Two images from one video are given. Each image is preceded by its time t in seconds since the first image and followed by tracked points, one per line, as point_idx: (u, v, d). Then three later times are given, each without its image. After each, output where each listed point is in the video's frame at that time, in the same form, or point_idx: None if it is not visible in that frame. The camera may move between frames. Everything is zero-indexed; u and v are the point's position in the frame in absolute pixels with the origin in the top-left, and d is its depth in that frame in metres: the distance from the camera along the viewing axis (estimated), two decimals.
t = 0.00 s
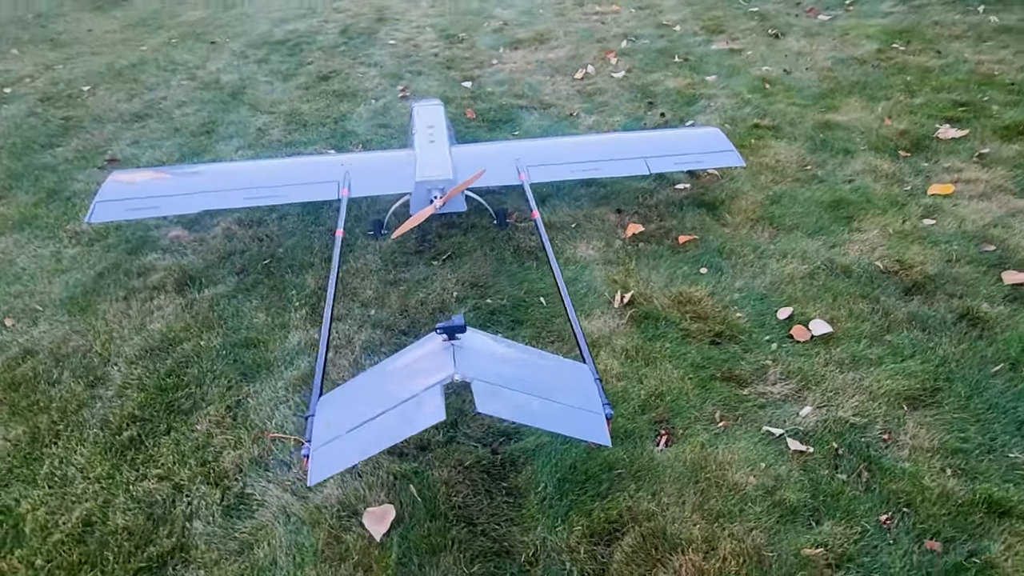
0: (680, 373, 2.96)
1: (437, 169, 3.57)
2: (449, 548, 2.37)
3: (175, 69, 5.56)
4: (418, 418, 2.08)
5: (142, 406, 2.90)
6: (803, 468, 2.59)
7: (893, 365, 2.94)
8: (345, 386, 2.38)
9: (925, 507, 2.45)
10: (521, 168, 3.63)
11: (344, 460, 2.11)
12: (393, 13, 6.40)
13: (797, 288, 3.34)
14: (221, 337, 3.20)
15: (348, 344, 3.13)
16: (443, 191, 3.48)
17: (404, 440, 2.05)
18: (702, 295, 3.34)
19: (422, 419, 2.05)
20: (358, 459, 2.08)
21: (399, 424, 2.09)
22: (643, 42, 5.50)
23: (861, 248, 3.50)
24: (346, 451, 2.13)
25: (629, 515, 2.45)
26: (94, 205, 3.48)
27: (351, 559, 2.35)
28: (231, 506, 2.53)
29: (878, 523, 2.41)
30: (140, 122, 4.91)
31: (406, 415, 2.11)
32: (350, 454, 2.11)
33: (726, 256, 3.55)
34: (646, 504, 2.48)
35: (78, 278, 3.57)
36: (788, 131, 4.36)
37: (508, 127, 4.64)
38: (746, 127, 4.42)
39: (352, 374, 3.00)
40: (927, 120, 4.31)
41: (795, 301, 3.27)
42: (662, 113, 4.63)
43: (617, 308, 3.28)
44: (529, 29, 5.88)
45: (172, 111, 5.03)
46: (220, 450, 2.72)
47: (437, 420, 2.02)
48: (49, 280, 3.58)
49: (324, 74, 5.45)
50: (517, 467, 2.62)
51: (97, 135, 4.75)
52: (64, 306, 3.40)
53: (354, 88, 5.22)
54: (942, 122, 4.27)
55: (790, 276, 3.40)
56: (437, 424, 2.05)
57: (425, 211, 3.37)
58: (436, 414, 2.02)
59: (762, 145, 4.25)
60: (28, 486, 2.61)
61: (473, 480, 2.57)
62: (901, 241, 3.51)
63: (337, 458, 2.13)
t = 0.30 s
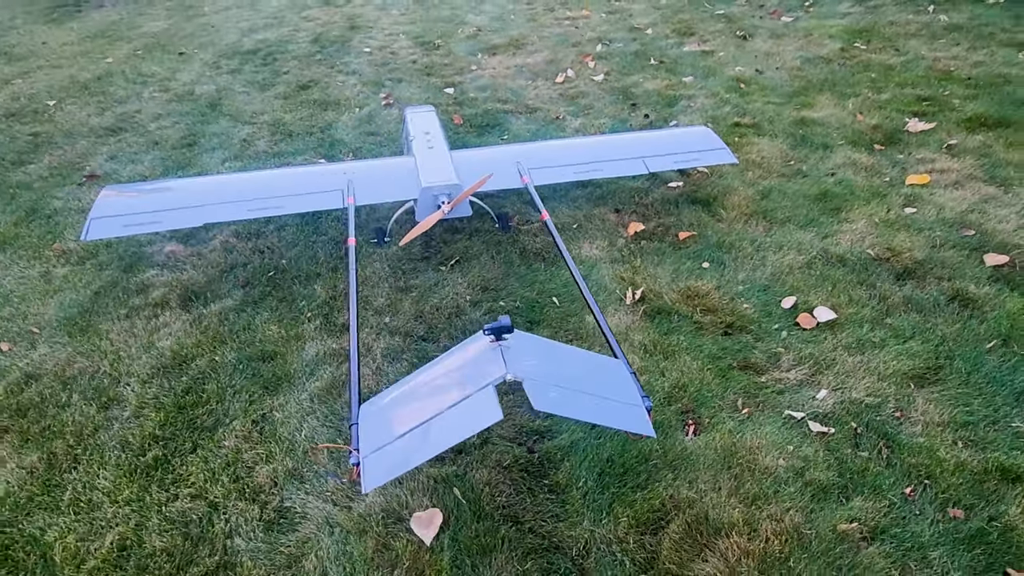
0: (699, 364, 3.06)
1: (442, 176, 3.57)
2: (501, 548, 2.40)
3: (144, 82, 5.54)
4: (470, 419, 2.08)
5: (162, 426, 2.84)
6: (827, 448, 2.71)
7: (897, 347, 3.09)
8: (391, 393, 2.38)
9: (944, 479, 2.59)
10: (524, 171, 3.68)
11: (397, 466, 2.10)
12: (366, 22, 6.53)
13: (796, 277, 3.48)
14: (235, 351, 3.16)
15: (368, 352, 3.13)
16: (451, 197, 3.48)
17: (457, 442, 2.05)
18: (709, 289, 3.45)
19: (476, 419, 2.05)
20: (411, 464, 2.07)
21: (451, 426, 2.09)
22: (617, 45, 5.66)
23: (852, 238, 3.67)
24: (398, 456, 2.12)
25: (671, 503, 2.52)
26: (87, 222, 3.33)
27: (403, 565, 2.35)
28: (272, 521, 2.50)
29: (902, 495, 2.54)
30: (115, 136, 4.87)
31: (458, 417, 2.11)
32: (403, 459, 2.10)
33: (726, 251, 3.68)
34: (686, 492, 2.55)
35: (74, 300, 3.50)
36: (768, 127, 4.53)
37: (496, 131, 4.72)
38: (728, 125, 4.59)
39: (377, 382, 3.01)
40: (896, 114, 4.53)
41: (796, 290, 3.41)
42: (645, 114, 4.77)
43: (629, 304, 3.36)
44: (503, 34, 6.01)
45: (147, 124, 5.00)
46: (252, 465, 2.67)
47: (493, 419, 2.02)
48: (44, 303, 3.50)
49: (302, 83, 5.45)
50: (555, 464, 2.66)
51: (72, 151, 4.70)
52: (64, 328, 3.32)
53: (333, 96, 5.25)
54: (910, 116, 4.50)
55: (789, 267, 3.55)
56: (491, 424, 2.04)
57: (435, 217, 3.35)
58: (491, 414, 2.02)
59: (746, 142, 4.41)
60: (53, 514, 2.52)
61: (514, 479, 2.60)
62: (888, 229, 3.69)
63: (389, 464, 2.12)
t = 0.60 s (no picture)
0: (717, 354, 3.17)
1: (450, 180, 3.64)
2: (556, 544, 2.44)
3: (112, 94, 5.50)
4: (532, 414, 2.14)
5: (190, 445, 2.81)
6: (850, 428, 2.84)
7: (900, 328, 3.25)
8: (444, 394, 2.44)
9: (960, 449, 2.73)
10: (530, 173, 3.77)
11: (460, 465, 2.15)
12: (338, 30, 6.62)
13: (796, 267, 3.63)
14: (255, 366, 3.14)
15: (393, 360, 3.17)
16: (462, 201, 3.55)
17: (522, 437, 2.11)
18: (715, 283, 3.57)
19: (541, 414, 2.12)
20: (477, 462, 2.13)
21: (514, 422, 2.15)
22: (592, 50, 5.81)
23: (844, 228, 3.83)
24: (460, 454, 2.17)
25: (713, 490, 2.60)
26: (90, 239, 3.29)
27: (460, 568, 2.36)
28: (320, 534, 2.48)
29: (925, 467, 2.68)
30: (90, 151, 4.81)
31: (519, 413, 2.18)
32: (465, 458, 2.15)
33: (726, 245, 3.81)
34: (725, 478, 2.64)
35: (72, 322, 3.42)
36: (749, 125, 4.71)
37: (486, 138, 4.82)
38: (711, 125, 4.75)
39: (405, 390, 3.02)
40: (866, 110, 4.75)
41: (798, 280, 3.55)
42: (630, 116, 4.91)
43: (642, 301, 3.45)
44: (478, 41, 6.15)
45: (123, 137, 4.97)
46: (291, 479, 2.67)
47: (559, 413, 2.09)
48: (39, 326, 3.41)
49: (281, 93, 5.49)
50: (595, 459, 2.72)
51: (45, 164, 4.64)
52: (66, 351, 3.24)
53: (316, 107, 5.29)
54: (879, 111, 4.73)
55: (789, 258, 3.69)
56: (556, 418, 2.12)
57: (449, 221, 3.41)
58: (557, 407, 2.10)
59: (730, 141, 4.58)
60: (87, 542, 2.44)
61: (558, 476, 2.65)
62: (875, 219, 3.87)
63: (452, 463, 2.18)
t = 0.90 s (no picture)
0: (730, 343, 3.29)
1: (459, 182, 3.77)
2: (605, 531, 2.52)
3: (81, 107, 5.37)
4: (587, 405, 2.26)
5: (222, 458, 2.84)
6: (863, 406, 2.99)
7: (895, 310, 3.43)
8: (494, 390, 2.54)
9: (964, 420, 2.91)
10: (534, 175, 3.89)
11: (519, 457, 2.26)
12: (309, 38, 6.68)
13: (791, 257, 3.78)
14: (278, 376, 3.23)
15: (416, 363, 3.27)
16: (473, 204, 3.69)
17: (579, 427, 2.22)
18: (718, 275, 3.70)
19: (597, 404, 2.23)
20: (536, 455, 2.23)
21: (569, 413, 2.26)
22: (568, 53, 5.92)
23: (832, 219, 4.01)
24: (518, 446, 2.28)
25: (746, 471, 2.71)
26: (97, 254, 3.39)
27: (515, 559, 2.43)
28: (370, 536, 2.53)
29: (936, 439, 2.84)
30: (67, 166, 4.69)
31: (573, 404, 2.29)
32: (524, 450, 2.27)
33: (723, 239, 3.94)
34: (755, 459, 2.75)
35: (76, 341, 3.43)
36: (729, 124, 4.87)
37: (475, 142, 4.89)
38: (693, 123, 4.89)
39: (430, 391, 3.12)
40: (837, 107, 4.95)
41: (796, 269, 3.70)
42: (614, 117, 5.02)
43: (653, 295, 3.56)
44: (453, 47, 6.25)
45: (100, 151, 4.88)
46: (332, 484, 2.72)
47: (614, 402, 2.21)
48: (40, 345, 3.41)
49: (261, 102, 5.55)
50: (630, 448, 2.81)
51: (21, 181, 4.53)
52: (74, 370, 3.27)
53: (301, 116, 5.34)
54: (850, 108, 4.94)
55: (784, 249, 3.84)
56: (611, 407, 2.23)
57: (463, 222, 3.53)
58: (612, 397, 2.21)
59: (714, 139, 4.73)
60: (132, 559, 2.45)
61: (596, 466, 2.74)
62: (859, 210, 4.05)
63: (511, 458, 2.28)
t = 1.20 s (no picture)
0: (739, 332, 3.42)
1: (463, 187, 3.88)
2: (651, 518, 2.63)
3: (45, 124, 5.43)
4: (641, 394, 2.39)
5: (256, 472, 2.92)
6: (871, 383, 3.14)
7: (885, 295, 3.56)
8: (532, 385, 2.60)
9: (963, 393, 3.06)
10: (534, 177, 4.00)
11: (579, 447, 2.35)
12: (277, 47, 6.80)
13: (784, 247, 3.92)
14: (301, 388, 3.30)
15: (440, 366, 3.35)
16: (479, 207, 3.80)
17: (636, 416, 2.35)
18: (717, 267, 3.83)
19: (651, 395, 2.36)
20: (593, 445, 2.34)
21: (624, 403, 2.38)
22: (542, 58, 6.03)
23: (818, 208, 4.15)
24: (575, 438, 2.37)
25: (774, 453, 2.83)
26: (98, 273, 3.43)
27: (569, 550, 2.53)
28: (421, 541, 2.62)
29: (942, 411, 3.00)
30: (39, 184, 4.80)
31: (626, 394, 2.41)
32: (582, 441, 2.36)
33: (717, 232, 4.07)
34: (782, 440, 2.88)
35: (81, 365, 3.53)
36: (708, 121, 5.00)
37: (462, 147, 4.97)
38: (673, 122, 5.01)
39: (458, 393, 3.20)
40: (805, 105, 5.06)
41: (789, 259, 3.84)
42: (597, 119, 5.13)
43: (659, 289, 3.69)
44: (427, 54, 6.36)
45: (73, 166, 5.02)
46: (375, 491, 2.80)
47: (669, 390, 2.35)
48: (43, 371, 3.50)
49: (239, 113, 5.69)
50: (661, 437, 2.92)
51: None
52: (85, 394, 3.36)
53: (281, 125, 5.48)
54: (819, 105, 5.04)
55: (777, 240, 3.97)
56: (664, 395, 2.38)
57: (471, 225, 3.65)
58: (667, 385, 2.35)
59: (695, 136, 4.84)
60: None
61: (632, 457, 2.84)
62: (841, 200, 4.18)
63: (567, 449, 2.37)
